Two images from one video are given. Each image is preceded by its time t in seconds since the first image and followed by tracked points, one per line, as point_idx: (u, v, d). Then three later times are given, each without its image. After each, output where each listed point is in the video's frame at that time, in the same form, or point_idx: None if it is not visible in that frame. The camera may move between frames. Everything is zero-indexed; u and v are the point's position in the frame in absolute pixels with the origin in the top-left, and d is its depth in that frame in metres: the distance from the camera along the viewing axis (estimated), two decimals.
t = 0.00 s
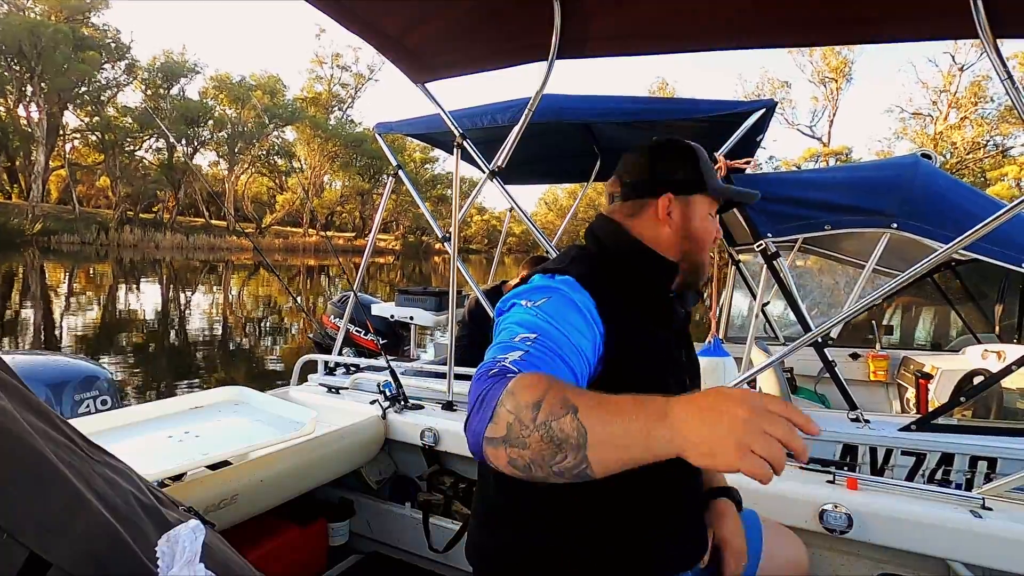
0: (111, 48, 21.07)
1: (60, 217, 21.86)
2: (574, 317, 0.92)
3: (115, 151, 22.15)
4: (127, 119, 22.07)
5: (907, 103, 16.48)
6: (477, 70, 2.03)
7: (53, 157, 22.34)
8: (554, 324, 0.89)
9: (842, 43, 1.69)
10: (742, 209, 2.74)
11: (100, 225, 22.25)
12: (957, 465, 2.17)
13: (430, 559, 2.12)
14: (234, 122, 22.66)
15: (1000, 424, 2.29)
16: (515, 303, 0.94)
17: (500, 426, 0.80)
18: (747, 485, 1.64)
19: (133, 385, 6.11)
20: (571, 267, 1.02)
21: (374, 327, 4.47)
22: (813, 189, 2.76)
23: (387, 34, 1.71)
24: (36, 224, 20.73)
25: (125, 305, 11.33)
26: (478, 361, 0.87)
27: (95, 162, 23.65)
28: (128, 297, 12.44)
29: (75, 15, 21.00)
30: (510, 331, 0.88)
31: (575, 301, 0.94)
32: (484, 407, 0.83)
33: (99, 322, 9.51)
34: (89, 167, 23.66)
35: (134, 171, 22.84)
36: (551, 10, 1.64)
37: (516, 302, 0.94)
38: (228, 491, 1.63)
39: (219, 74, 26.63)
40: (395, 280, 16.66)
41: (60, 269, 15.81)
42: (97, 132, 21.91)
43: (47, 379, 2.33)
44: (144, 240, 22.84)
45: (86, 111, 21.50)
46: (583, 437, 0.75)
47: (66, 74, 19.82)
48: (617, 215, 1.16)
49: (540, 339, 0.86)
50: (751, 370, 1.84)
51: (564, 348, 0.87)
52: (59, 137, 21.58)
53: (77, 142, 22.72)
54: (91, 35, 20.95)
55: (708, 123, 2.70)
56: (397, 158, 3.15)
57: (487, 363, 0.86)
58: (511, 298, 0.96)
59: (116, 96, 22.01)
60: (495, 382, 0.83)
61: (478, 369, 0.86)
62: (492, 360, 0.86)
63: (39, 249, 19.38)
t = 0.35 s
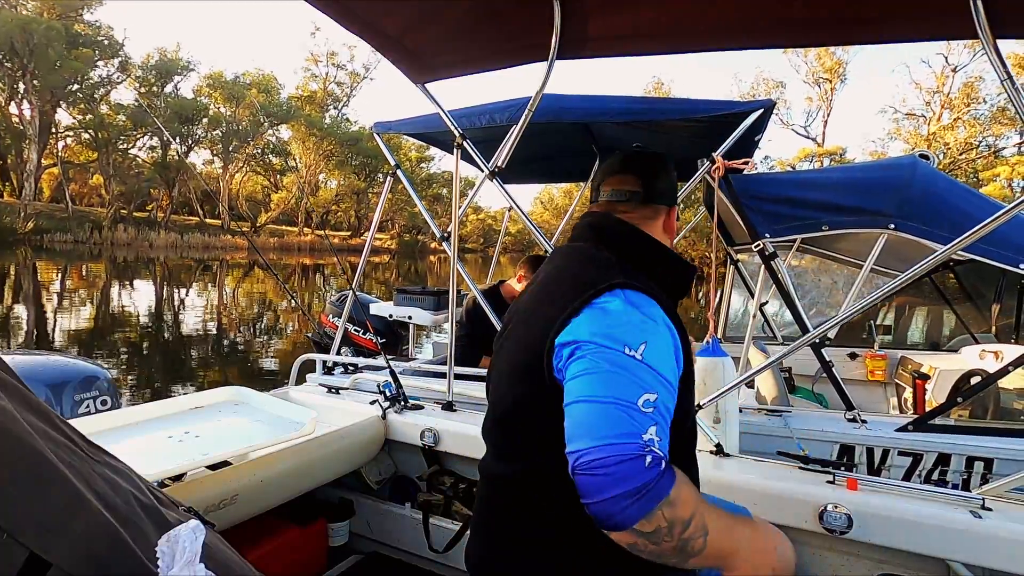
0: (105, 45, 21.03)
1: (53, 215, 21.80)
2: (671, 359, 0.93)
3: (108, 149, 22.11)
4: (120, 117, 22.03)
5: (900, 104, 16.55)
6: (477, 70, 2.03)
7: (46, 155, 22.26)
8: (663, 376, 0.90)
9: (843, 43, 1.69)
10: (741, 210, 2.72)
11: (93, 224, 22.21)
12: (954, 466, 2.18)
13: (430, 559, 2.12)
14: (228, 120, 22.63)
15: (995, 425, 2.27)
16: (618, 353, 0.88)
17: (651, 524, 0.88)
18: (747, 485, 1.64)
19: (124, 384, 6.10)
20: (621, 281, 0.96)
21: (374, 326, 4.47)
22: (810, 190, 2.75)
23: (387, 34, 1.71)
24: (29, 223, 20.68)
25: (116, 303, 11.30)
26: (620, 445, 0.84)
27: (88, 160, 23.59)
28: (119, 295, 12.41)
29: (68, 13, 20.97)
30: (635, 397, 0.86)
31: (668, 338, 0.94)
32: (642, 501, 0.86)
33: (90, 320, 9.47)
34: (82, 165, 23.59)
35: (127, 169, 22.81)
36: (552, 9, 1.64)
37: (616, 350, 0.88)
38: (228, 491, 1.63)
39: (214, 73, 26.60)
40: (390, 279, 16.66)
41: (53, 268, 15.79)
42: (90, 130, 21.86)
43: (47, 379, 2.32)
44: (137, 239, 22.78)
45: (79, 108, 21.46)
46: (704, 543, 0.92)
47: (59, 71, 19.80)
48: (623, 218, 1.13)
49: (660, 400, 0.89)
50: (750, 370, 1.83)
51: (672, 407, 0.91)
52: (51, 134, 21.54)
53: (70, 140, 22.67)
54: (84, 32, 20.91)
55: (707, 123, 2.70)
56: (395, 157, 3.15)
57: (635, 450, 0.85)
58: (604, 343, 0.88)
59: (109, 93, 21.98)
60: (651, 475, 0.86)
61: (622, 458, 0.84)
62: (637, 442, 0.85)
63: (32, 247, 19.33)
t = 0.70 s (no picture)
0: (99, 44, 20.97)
1: (46, 215, 21.74)
2: (672, 357, 0.95)
3: (102, 149, 22.06)
4: (114, 117, 21.99)
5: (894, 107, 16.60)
6: (477, 70, 2.03)
7: (39, 155, 22.19)
8: (669, 376, 0.91)
9: (843, 42, 1.69)
10: (739, 211, 2.73)
11: (87, 224, 22.17)
12: (952, 466, 2.17)
13: (430, 559, 2.12)
14: (223, 120, 22.60)
15: (992, 426, 2.26)
16: (626, 359, 0.87)
17: (671, 530, 0.89)
18: (744, 483, 1.65)
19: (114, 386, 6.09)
20: (614, 281, 0.97)
21: (372, 327, 4.47)
22: (809, 191, 2.76)
23: (387, 34, 1.71)
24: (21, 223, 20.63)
25: (108, 304, 11.27)
26: (642, 455, 0.85)
27: (82, 160, 23.51)
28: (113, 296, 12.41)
29: (62, 12, 20.90)
30: (648, 403, 0.87)
31: (666, 336, 0.95)
32: (664, 508, 0.87)
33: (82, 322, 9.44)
34: (76, 164, 23.52)
35: (122, 169, 22.79)
36: (552, 9, 1.64)
37: (621, 354, 0.88)
38: (227, 491, 1.62)
39: (210, 73, 26.56)
40: (385, 280, 16.66)
41: (45, 269, 15.74)
42: (84, 130, 21.79)
43: (47, 379, 2.32)
44: (132, 239, 22.73)
45: (72, 108, 21.37)
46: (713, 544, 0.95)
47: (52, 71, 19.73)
48: (604, 215, 1.13)
49: (670, 402, 0.90)
50: (750, 370, 1.84)
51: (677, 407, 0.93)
52: (45, 134, 21.46)
53: (64, 139, 22.60)
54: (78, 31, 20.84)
55: (706, 123, 2.70)
56: (394, 158, 3.15)
57: (657, 457, 0.86)
58: (609, 349, 0.88)
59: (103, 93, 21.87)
60: (674, 482, 0.88)
61: (645, 467, 0.85)
62: (657, 449, 0.86)
63: (25, 248, 19.28)
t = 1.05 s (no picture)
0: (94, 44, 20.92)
1: (40, 216, 21.70)
2: (656, 359, 0.94)
3: (97, 149, 22.04)
4: (109, 117, 21.97)
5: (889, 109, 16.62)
6: (476, 70, 2.03)
7: (34, 155, 22.15)
8: (652, 379, 0.91)
9: (843, 42, 1.69)
10: (738, 211, 2.71)
11: (82, 225, 22.16)
12: (952, 465, 2.17)
13: (430, 559, 2.12)
14: (220, 120, 22.58)
15: (992, 425, 2.26)
16: (606, 361, 0.87)
17: (652, 533, 0.89)
18: (744, 483, 1.65)
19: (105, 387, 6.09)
20: (599, 281, 0.97)
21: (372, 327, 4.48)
22: (809, 191, 2.76)
23: (386, 34, 1.72)
24: (16, 223, 20.60)
25: (102, 305, 11.26)
26: (621, 458, 0.85)
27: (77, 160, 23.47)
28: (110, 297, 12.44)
29: (57, 11, 20.85)
30: (628, 407, 0.87)
31: (651, 338, 0.95)
32: (645, 510, 0.87)
33: (78, 323, 9.43)
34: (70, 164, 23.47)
35: (117, 169, 22.79)
36: (551, 9, 1.64)
37: (602, 355, 0.88)
38: (227, 491, 1.62)
39: (206, 73, 26.53)
40: (381, 281, 16.67)
41: (40, 269, 15.71)
42: (79, 130, 21.75)
43: (47, 379, 2.32)
44: (127, 240, 22.72)
45: (67, 108, 21.32)
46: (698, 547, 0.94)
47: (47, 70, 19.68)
48: (594, 215, 1.14)
49: (652, 405, 0.90)
50: (750, 370, 1.83)
51: (662, 409, 0.93)
52: (39, 134, 21.42)
53: (59, 139, 22.57)
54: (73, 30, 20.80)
55: (706, 123, 2.70)
56: (395, 159, 3.14)
57: (637, 460, 0.86)
58: (589, 351, 0.88)
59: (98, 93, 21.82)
60: (655, 484, 0.88)
61: (625, 470, 0.85)
62: (637, 454, 0.86)
63: (20, 248, 19.26)
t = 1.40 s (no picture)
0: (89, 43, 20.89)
1: (35, 215, 21.65)
2: (658, 361, 0.94)
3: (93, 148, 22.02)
4: (104, 116, 21.94)
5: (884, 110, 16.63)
6: (475, 71, 2.03)
7: (28, 154, 22.11)
8: (655, 379, 0.91)
9: (843, 42, 1.69)
10: (739, 211, 2.71)
11: (78, 225, 22.15)
12: (952, 466, 2.17)
13: (430, 559, 2.12)
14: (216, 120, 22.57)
15: (993, 426, 2.26)
16: (608, 360, 0.87)
17: (651, 535, 0.89)
18: (744, 483, 1.65)
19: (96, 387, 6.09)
20: (603, 281, 0.97)
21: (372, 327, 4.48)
22: (809, 191, 2.75)
23: (386, 34, 1.72)
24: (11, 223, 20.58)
25: (94, 305, 11.22)
26: (620, 459, 0.85)
27: (72, 160, 23.41)
28: (101, 297, 12.39)
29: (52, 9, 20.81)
30: (630, 407, 0.87)
31: (655, 338, 0.95)
32: (644, 511, 0.87)
33: (67, 323, 9.40)
34: (65, 164, 23.44)
35: (112, 168, 22.74)
36: (551, 9, 1.64)
37: (605, 355, 0.88)
38: (228, 490, 1.63)
39: (202, 72, 26.50)
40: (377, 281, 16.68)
41: (33, 269, 15.69)
42: (73, 130, 21.71)
43: (47, 379, 2.32)
44: (123, 239, 22.72)
45: (61, 107, 21.27)
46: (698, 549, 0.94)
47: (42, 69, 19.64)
48: (603, 216, 1.13)
49: (653, 405, 0.90)
50: (750, 370, 1.83)
51: (663, 409, 0.93)
52: (34, 133, 21.38)
53: (53, 138, 22.51)
54: (68, 29, 20.75)
55: (706, 123, 2.70)
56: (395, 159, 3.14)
57: (637, 461, 0.86)
58: (592, 351, 0.88)
59: (93, 92, 21.78)
60: (654, 486, 0.88)
61: (625, 470, 0.85)
62: (637, 455, 0.86)
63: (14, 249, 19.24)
